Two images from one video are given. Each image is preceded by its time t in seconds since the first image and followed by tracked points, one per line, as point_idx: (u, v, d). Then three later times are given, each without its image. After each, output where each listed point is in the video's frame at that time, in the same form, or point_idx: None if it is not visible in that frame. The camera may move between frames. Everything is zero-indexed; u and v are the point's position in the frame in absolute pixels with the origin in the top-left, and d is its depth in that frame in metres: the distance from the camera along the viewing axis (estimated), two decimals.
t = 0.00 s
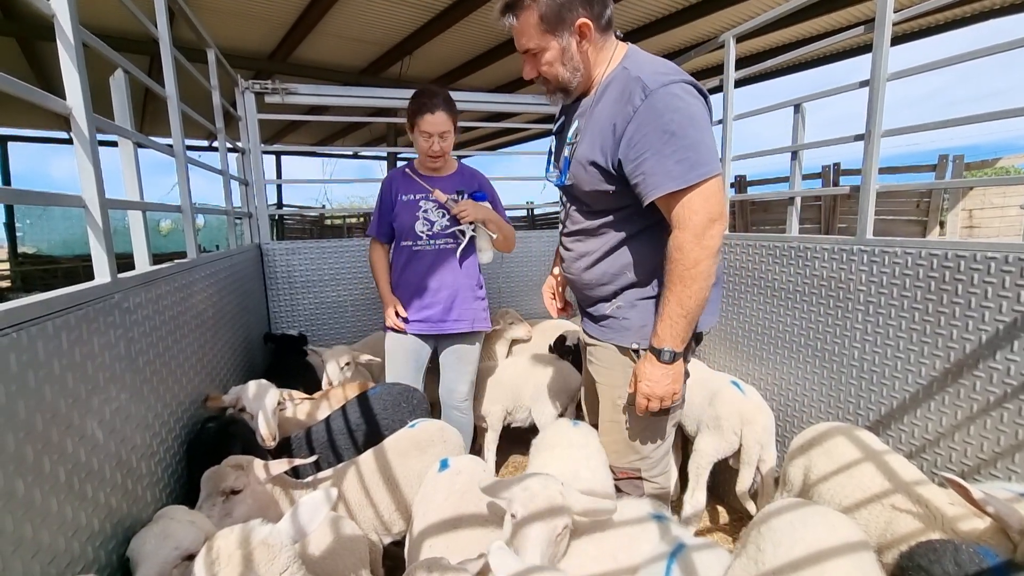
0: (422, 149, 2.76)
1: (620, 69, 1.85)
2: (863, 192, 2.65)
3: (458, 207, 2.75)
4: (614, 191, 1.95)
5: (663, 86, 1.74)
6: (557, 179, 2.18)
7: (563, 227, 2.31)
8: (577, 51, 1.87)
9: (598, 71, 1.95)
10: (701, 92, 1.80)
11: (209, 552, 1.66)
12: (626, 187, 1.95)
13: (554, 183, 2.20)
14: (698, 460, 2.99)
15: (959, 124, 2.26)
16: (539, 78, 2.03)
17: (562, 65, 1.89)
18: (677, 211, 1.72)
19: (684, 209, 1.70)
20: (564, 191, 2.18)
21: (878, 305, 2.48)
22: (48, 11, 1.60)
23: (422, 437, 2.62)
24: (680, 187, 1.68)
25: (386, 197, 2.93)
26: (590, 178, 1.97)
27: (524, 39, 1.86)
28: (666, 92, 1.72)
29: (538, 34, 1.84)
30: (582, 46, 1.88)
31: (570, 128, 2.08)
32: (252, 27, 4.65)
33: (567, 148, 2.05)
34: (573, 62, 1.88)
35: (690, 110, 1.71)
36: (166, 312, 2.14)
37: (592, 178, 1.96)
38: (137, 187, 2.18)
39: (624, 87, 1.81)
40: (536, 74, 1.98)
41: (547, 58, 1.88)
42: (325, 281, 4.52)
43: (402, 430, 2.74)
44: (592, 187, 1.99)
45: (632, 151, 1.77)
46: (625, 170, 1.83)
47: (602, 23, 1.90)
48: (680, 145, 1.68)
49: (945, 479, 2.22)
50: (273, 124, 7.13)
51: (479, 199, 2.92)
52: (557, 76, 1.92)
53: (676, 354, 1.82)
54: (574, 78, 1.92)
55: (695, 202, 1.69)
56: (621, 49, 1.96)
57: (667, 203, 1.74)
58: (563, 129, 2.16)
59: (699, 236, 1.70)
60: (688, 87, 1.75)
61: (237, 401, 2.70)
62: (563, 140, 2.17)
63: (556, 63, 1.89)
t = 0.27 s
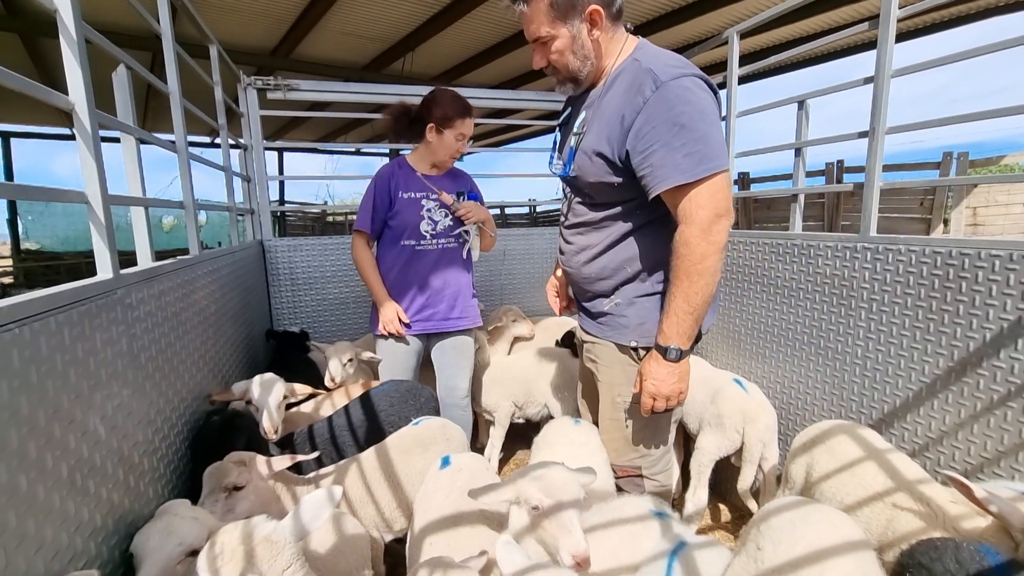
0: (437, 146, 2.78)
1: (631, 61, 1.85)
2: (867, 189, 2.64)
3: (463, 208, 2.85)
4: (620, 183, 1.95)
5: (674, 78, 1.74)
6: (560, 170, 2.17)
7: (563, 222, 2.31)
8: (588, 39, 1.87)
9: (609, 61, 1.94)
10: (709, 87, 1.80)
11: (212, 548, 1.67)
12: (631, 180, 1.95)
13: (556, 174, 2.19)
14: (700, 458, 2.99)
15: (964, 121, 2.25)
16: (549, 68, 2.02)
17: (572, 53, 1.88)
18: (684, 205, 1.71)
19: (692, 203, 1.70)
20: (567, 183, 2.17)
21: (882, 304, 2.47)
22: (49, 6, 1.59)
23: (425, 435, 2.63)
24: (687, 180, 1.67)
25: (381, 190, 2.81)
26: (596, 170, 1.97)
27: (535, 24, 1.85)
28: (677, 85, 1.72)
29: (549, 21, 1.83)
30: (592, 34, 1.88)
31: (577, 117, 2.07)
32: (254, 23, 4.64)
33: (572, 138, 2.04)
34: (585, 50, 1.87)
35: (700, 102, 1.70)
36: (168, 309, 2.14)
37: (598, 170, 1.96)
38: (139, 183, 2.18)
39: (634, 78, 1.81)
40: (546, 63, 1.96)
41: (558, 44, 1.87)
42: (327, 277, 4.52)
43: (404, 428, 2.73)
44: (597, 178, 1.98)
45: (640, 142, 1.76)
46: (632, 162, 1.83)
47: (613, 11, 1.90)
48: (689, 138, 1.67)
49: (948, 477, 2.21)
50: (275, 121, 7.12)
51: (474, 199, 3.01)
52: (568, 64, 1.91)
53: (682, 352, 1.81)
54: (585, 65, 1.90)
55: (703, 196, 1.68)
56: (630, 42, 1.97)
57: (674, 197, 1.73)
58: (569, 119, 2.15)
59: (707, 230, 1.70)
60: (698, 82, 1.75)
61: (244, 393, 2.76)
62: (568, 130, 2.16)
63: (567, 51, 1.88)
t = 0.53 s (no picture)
0: (440, 148, 2.84)
1: (637, 55, 1.85)
2: (870, 186, 2.63)
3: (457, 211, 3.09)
4: (626, 177, 1.95)
5: (681, 72, 1.74)
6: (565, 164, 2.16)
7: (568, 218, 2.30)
8: (596, 31, 1.86)
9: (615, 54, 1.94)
10: (716, 83, 1.80)
11: (215, 545, 1.67)
12: (637, 174, 1.95)
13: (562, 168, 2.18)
14: (702, 456, 2.99)
15: (968, 118, 2.24)
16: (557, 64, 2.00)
17: (580, 46, 1.87)
18: (689, 197, 1.71)
19: (698, 195, 1.69)
20: (573, 178, 2.16)
21: (885, 300, 2.46)
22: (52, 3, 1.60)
23: (427, 432, 2.65)
24: (695, 173, 1.66)
25: (383, 189, 2.72)
26: (602, 164, 1.96)
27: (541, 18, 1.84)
28: (684, 79, 1.71)
29: (556, 15, 1.83)
30: (600, 26, 1.88)
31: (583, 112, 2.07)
32: (256, 19, 4.63)
33: (579, 132, 2.04)
34: (592, 43, 1.87)
35: (707, 96, 1.70)
36: (171, 306, 2.15)
37: (604, 164, 1.96)
38: (142, 180, 2.19)
39: (642, 72, 1.80)
40: (555, 58, 1.95)
41: (565, 37, 1.86)
42: (329, 275, 4.53)
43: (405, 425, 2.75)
44: (604, 173, 1.98)
45: (647, 135, 1.75)
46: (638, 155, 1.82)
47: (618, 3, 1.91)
48: (695, 131, 1.67)
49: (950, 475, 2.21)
50: (277, 118, 7.12)
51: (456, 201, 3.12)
52: (576, 58, 1.90)
53: (680, 345, 1.80)
54: (593, 58, 1.89)
55: (708, 189, 1.68)
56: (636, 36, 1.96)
57: (679, 189, 1.73)
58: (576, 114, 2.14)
59: (712, 223, 1.69)
60: (705, 76, 1.75)
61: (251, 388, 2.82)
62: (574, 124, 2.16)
63: (575, 45, 1.87)
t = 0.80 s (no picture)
0: (431, 142, 2.85)
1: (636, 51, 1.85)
2: (873, 184, 2.62)
3: (451, 207, 3.09)
4: (628, 169, 1.95)
5: (679, 64, 1.74)
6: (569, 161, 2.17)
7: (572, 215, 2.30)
8: (574, 46, 1.95)
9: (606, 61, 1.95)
10: (715, 77, 1.80)
11: (218, 541, 1.68)
12: (639, 166, 1.94)
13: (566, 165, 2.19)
14: (703, 453, 2.99)
15: (973, 114, 2.22)
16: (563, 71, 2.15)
17: (566, 58, 2.00)
18: (687, 183, 1.70)
19: (696, 181, 1.69)
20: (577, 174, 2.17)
21: (887, 298, 2.46)
22: None
23: (424, 426, 2.65)
24: (693, 160, 1.66)
25: (381, 184, 2.71)
26: (604, 158, 1.96)
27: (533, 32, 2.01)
28: (682, 70, 1.72)
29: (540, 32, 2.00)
30: (579, 40, 1.93)
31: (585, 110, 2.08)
32: (258, 16, 4.63)
33: (580, 129, 2.05)
34: (573, 56, 1.98)
35: (703, 85, 1.70)
36: (173, 303, 2.15)
37: (606, 158, 1.96)
38: (144, 177, 2.19)
39: (640, 66, 1.81)
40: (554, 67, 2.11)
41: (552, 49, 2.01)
42: (332, 272, 4.54)
43: (404, 420, 2.76)
44: (607, 167, 1.98)
45: (646, 125, 1.75)
46: (638, 146, 1.82)
47: (601, 13, 1.89)
48: (693, 119, 1.67)
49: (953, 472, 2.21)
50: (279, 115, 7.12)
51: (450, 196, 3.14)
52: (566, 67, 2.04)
53: (685, 332, 1.81)
54: (579, 66, 2.00)
55: (706, 174, 1.68)
56: (635, 39, 1.94)
57: (677, 176, 1.72)
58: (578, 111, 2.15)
59: (711, 208, 1.69)
60: (703, 69, 1.75)
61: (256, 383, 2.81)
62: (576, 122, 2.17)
63: (560, 58, 2.01)
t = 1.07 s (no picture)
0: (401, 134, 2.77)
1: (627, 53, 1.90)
2: (877, 182, 2.61)
3: (450, 204, 3.03)
4: (617, 159, 1.95)
5: (660, 55, 1.79)
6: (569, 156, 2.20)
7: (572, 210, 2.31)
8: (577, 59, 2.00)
9: (604, 75, 1.97)
10: (697, 67, 1.83)
11: (221, 539, 1.69)
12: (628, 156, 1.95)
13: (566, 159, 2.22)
14: (704, 451, 2.99)
15: (977, 112, 2.21)
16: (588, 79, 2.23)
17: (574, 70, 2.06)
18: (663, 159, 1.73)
19: (673, 157, 1.71)
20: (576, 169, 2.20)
21: (890, 297, 2.45)
22: None
23: (426, 425, 2.65)
24: (666, 137, 1.69)
25: (371, 185, 2.74)
26: (597, 149, 1.99)
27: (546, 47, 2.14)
28: (661, 59, 1.76)
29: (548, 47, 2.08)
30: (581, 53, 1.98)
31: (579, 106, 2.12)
32: (259, 14, 4.63)
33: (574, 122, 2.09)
34: (578, 69, 2.03)
35: (681, 71, 1.74)
36: (175, 301, 2.16)
37: (598, 149, 1.98)
38: (146, 175, 2.19)
39: (625, 62, 1.85)
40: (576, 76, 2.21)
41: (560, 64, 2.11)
42: (333, 270, 4.54)
43: (406, 418, 2.75)
44: (600, 158, 1.99)
45: (627, 111, 1.79)
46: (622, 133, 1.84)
47: (597, 28, 1.90)
48: (669, 101, 1.70)
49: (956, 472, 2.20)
50: (281, 113, 7.13)
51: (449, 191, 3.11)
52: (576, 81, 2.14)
53: (668, 308, 1.79)
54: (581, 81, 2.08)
55: (682, 150, 1.69)
56: (634, 46, 1.94)
57: (655, 155, 1.75)
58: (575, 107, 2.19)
59: (686, 183, 1.70)
60: (683, 59, 1.79)
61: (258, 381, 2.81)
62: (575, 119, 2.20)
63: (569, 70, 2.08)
